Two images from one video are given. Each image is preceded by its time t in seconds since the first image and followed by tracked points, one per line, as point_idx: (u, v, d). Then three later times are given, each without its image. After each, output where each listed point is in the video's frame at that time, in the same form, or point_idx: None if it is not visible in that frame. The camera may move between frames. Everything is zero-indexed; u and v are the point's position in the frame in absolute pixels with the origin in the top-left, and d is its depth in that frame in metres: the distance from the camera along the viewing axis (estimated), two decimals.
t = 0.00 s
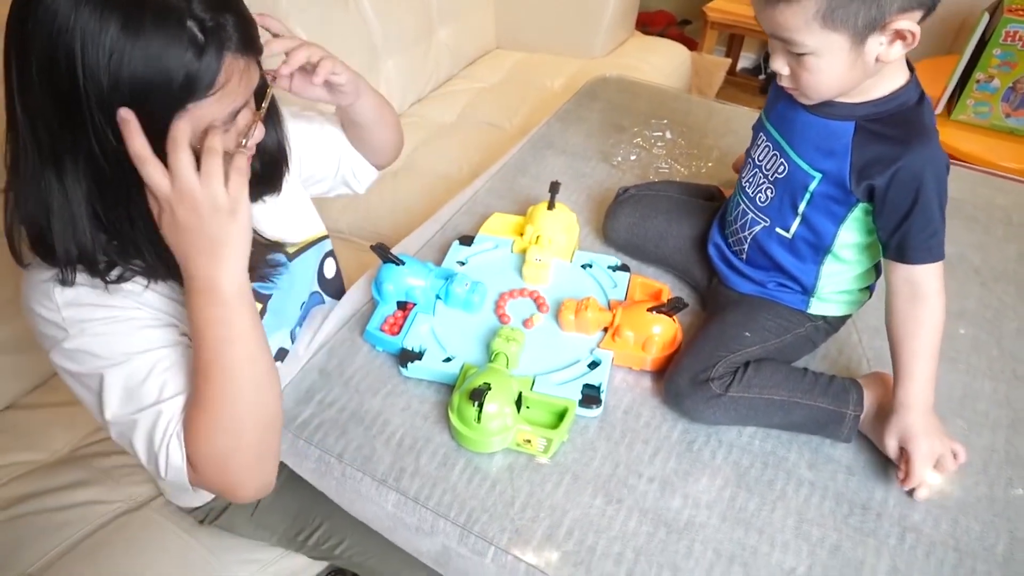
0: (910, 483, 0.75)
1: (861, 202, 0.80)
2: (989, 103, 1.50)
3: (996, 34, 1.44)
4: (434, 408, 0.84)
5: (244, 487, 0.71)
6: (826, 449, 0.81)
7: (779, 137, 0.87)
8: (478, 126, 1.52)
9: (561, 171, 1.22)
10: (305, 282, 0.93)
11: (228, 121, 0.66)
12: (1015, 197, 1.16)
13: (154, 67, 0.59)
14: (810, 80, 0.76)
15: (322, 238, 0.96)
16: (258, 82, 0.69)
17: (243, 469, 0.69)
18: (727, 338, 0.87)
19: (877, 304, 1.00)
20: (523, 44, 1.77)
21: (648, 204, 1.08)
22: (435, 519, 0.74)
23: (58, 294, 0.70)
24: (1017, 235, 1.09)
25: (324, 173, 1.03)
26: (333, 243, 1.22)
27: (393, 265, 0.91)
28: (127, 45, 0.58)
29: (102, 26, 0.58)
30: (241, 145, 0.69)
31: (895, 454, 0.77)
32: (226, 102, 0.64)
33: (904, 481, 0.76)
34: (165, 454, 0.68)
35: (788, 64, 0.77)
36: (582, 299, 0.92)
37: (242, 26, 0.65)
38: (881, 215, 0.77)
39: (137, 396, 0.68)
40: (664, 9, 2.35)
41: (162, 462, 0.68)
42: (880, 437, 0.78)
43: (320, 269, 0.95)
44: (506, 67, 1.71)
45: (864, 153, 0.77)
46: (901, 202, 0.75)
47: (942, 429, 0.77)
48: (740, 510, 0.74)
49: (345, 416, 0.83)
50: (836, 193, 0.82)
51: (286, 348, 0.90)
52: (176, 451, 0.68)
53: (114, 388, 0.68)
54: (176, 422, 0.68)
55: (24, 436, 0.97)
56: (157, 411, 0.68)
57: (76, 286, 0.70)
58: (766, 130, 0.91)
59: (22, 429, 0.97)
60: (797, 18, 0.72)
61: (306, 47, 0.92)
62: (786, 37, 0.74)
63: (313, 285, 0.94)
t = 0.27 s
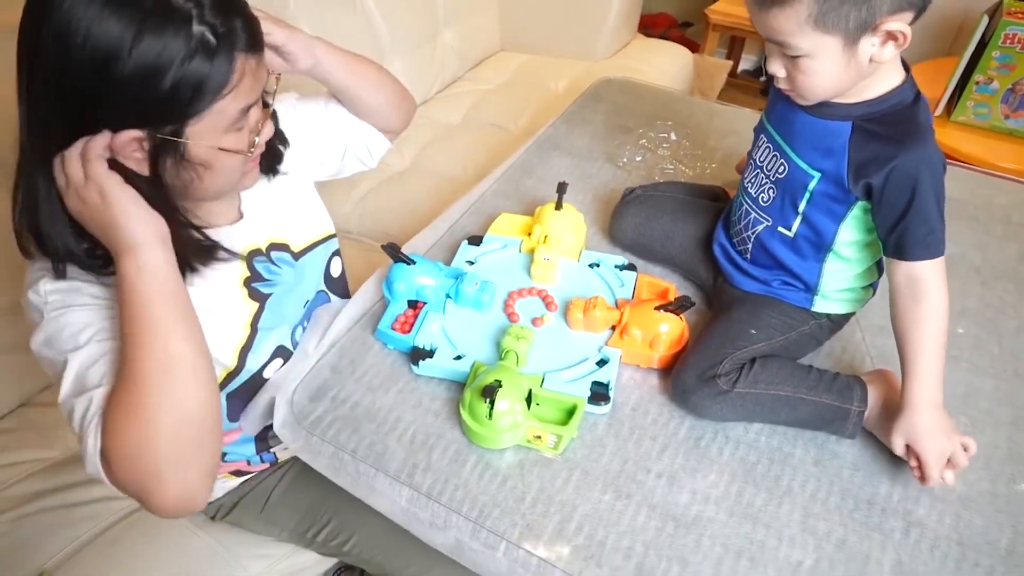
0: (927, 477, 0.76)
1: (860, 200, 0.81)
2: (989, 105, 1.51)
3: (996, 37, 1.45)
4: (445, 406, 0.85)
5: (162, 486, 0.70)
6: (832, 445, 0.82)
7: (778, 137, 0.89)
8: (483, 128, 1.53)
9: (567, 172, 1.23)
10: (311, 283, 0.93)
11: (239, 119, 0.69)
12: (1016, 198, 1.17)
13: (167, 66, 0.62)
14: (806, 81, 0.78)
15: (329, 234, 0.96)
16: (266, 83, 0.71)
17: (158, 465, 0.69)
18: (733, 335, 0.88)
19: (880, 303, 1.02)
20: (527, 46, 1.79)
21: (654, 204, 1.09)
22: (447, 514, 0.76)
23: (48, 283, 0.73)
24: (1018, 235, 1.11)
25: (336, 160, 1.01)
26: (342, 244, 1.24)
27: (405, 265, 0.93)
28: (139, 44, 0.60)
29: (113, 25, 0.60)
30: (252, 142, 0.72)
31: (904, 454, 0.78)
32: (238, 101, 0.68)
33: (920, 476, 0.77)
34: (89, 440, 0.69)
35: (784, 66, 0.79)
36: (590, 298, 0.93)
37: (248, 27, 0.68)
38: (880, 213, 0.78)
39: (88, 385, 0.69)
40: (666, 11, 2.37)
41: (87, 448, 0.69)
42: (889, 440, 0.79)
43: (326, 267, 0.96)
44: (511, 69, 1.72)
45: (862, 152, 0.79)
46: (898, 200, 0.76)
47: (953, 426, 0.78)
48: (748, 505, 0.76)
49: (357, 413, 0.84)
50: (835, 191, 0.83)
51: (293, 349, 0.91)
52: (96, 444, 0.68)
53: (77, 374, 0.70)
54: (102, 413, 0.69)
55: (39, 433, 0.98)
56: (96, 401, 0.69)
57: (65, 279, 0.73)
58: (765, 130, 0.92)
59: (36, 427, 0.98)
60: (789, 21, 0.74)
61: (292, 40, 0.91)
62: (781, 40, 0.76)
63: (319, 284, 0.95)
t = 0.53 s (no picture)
0: (918, 474, 0.76)
1: (860, 199, 0.81)
2: (989, 105, 1.52)
3: (996, 37, 1.46)
4: (450, 406, 0.85)
5: (117, 500, 0.64)
6: (836, 444, 0.82)
7: (779, 137, 0.89)
8: (484, 128, 1.53)
9: (570, 171, 1.23)
10: (302, 271, 0.94)
11: (218, 107, 0.68)
12: (1017, 197, 1.17)
13: (140, 57, 0.61)
14: (805, 81, 0.78)
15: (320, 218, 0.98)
16: (243, 70, 0.70)
17: (133, 475, 0.64)
18: (737, 334, 0.88)
19: (883, 303, 1.02)
20: (528, 46, 1.79)
21: (657, 204, 1.09)
22: (452, 514, 0.75)
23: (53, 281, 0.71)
24: (1020, 234, 1.11)
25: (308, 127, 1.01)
26: (345, 244, 1.24)
27: (409, 265, 0.92)
28: (112, 39, 0.60)
29: (83, 21, 0.59)
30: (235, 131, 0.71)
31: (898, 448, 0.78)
32: (214, 88, 0.66)
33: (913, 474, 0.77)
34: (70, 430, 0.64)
35: (783, 66, 0.79)
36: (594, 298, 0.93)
37: (221, 12, 0.68)
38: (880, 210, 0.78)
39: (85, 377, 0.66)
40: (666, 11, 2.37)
41: (59, 440, 0.64)
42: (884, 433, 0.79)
43: (318, 255, 0.97)
44: (512, 69, 1.72)
45: (860, 149, 0.79)
46: (898, 196, 0.76)
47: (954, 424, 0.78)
48: (753, 505, 0.76)
49: (362, 414, 0.84)
50: (836, 190, 0.83)
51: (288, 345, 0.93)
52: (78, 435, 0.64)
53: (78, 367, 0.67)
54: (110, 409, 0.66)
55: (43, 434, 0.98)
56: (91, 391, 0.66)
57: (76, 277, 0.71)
58: (767, 131, 0.92)
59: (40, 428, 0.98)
60: (787, 21, 0.74)
61: (250, 23, 0.88)
62: (780, 41, 0.75)
63: (310, 273, 0.96)
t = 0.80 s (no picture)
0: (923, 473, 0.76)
1: (865, 200, 0.81)
2: (990, 105, 1.52)
3: (999, 37, 1.46)
4: (453, 406, 0.85)
5: (237, 503, 0.63)
6: (838, 445, 0.82)
7: (779, 141, 0.89)
8: (485, 128, 1.53)
9: (571, 172, 1.24)
10: (290, 265, 0.95)
11: (179, 101, 0.65)
12: (1019, 198, 1.17)
13: (89, 58, 0.58)
14: (803, 82, 0.78)
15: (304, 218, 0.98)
16: (207, 59, 0.68)
17: (261, 481, 0.63)
18: (739, 335, 0.88)
19: (885, 303, 1.02)
20: (529, 47, 1.79)
21: (659, 204, 1.09)
22: (455, 514, 0.76)
23: (72, 301, 0.67)
24: (1022, 235, 1.11)
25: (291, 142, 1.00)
26: (346, 244, 1.24)
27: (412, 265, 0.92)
28: (58, 43, 0.57)
29: (27, 27, 0.56)
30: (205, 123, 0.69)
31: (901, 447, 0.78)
32: (173, 82, 0.64)
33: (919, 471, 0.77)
34: (182, 433, 0.62)
35: (781, 67, 0.79)
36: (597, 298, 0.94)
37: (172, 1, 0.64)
38: (885, 211, 0.78)
39: (164, 380, 0.64)
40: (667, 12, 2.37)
41: (175, 446, 0.62)
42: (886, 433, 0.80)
43: (308, 251, 0.98)
44: (513, 69, 1.72)
45: (864, 151, 0.79)
46: (904, 196, 0.76)
47: (953, 415, 0.78)
48: (756, 505, 0.76)
49: (365, 413, 0.85)
50: (839, 192, 0.83)
51: (287, 336, 0.93)
52: (205, 433, 0.63)
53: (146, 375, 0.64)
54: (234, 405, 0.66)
55: (46, 434, 0.98)
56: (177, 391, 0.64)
57: (99, 290, 0.68)
58: (765, 135, 0.92)
59: (43, 428, 0.98)
60: (785, 22, 0.74)
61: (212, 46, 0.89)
62: (779, 42, 0.75)
63: (299, 269, 0.97)
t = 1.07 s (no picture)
0: (927, 475, 0.76)
1: (864, 206, 0.82)
2: (990, 106, 1.52)
3: (998, 38, 1.46)
4: (455, 407, 0.85)
5: (312, 456, 0.69)
6: (839, 445, 0.83)
7: (782, 145, 0.89)
8: (487, 129, 1.54)
9: (572, 174, 1.24)
10: (299, 272, 0.94)
11: (178, 98, 0.64)
12: (1019, 199, 1.18)
13: (85, 55, 0.57)
14: (798, 85, 0.79)
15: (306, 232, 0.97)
16: (203, 57, 0.67)
17: (333, 437, 0.68)
18: (740, 336, 0.89)
19: (886, 304, 1.02)
20: (531, 48, 1.80)
21: (660, 206, 1.09)
22: (459, 514, 0.76)
23: (97, 296, 0.67)
24: (1022, 236, 1.12)
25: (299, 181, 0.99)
26: (348, 245, 1.24)
27: (414, 266, 0.93)
28: (54, 42, 0.56)
29: (24, 28, 0.56)
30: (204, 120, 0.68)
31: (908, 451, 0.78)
32: (169, 78, 0.63)
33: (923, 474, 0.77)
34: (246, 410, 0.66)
35: (778, 69, 0.80)
36: (598, 299, 0.94)
37: None
38: (886, 216, 0.78)
39: (209, 362, 0.67)
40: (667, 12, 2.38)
41: (247, 421, 0.66)
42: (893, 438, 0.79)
43: (312, 259, 0.97)
44: (515, 70, 1.73)
45: (865, 157, 0.79)
46: (904, 201, 0.76)
47: (960, 429, 0.78)
48: (757, 506, 0.76)
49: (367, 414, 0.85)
50: (838, 198, 0.83)
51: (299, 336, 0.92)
52: (269, 407, 0.67)
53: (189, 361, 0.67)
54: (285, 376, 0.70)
55: (50, 435, 0.98)
56: (223, 371, 0.67)
57: (122, 280, 0.68)
58: (768, 139, 0.93)
59: (46, 429, 0.99)
60: (779, 24, 0.75)
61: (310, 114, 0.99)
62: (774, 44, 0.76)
63: (306, 276, 0.95)
